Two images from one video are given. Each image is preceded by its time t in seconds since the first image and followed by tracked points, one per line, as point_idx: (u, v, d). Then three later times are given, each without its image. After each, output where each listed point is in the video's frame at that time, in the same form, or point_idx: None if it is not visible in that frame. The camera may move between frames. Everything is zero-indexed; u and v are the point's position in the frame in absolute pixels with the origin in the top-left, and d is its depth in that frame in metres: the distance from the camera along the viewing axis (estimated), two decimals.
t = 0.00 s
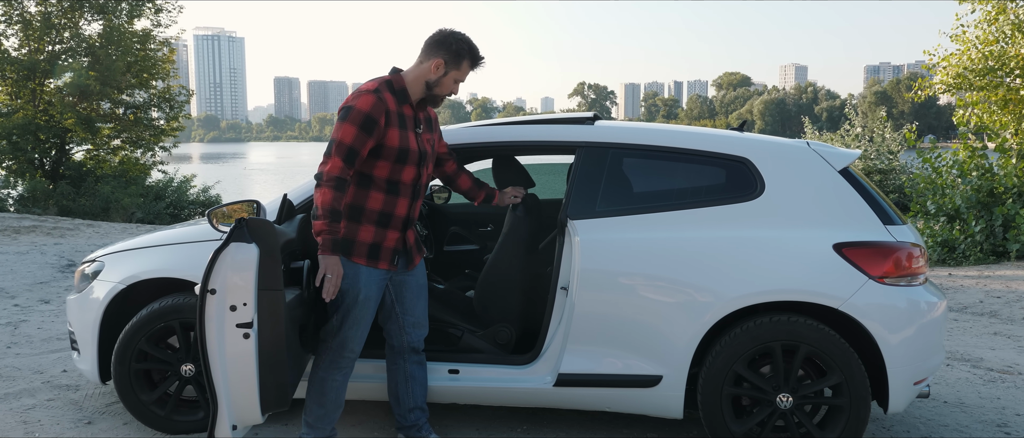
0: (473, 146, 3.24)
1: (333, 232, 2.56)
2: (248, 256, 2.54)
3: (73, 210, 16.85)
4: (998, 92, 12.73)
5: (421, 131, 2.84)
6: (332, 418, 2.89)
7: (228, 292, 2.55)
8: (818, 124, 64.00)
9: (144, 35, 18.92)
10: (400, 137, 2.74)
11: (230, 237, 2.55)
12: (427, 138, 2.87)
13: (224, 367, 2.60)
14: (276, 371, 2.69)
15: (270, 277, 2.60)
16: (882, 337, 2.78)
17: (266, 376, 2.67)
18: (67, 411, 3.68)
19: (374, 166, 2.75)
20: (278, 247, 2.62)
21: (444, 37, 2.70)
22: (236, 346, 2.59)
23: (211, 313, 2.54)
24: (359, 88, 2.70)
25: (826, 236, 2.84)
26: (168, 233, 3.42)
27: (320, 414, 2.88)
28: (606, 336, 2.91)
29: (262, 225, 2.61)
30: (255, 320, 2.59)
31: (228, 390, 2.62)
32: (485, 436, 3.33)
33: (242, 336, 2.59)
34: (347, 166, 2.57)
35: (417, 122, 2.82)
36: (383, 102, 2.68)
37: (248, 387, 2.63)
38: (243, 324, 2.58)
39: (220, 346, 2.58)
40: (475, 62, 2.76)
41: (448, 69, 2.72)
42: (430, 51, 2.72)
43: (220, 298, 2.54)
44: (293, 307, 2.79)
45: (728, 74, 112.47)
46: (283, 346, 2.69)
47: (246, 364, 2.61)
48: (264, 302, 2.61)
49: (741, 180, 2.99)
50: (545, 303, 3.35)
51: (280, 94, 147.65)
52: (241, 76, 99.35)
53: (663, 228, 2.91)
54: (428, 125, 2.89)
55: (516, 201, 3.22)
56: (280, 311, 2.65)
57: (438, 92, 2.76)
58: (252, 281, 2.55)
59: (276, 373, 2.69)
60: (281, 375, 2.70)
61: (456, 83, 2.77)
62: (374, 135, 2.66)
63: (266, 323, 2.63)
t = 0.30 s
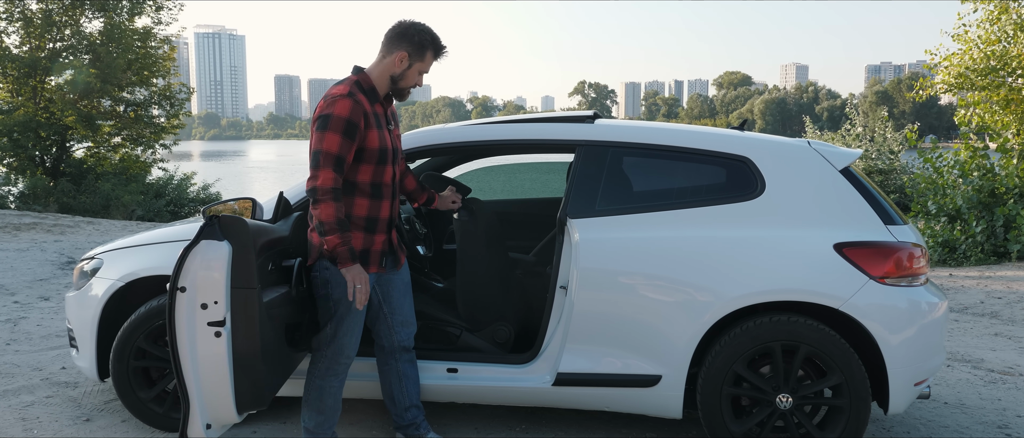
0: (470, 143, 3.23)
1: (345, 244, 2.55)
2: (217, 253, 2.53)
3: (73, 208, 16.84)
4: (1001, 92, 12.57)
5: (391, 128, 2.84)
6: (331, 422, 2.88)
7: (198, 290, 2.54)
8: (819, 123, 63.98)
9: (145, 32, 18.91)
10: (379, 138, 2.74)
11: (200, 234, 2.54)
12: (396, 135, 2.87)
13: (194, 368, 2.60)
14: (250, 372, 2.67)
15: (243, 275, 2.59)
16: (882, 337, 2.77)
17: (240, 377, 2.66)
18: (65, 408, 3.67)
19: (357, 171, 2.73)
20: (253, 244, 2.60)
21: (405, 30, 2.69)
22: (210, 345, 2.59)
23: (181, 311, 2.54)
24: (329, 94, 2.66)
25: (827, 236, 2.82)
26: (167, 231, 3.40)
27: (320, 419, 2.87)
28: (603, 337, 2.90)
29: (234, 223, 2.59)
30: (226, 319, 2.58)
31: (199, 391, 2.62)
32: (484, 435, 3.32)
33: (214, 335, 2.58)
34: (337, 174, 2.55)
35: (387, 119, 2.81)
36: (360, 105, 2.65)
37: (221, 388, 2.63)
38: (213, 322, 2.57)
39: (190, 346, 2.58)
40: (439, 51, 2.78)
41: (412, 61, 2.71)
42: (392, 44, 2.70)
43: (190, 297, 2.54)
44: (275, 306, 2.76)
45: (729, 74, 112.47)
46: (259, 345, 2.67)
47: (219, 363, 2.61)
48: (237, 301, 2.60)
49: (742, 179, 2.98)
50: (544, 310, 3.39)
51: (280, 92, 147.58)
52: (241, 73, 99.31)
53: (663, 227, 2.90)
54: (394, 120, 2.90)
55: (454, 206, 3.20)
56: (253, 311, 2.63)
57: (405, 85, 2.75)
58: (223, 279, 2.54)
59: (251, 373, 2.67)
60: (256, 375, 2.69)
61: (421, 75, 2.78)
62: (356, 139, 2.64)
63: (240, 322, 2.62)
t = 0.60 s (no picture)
0: (470, 141, 3.22)
1: (329, 243, 2.55)
2: (236, 252, 2.52)
3: (74, 207, 16.84)
4: (1001, 90, 12.74)
5: (382, 123, 2.82)
6: (332, 421, 2.88)
7: (215, 288, 2.53)
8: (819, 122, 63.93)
9: (145, 31, 18.91)
10: (365, 135, 2.72)
11: (217, 233, 2.53)
12: (387, 130, 2.84)
13: (210, 367, 2.59)
14: (264, 370, 2.69)
15: (259, 273, 2.60)
16: (883, 336, 2.77)
17: (255, 374, 2.67)
18: (66, 406, 3.67)
19: (346, 170, 2.73)
20: (267, 243, 2.61)
21: (384, 23, 2.64)
22: (225, 344, 2.58)
23: (198, 309, 2.53)
24: (313, 94, 2.65)
25: (827, 234, 2.82)
26: (167, 229, 3.41)
27: (321, 419, 2.87)
28: (605, 336, 2.90)
29: (250, 221, 2.59)
30: (243, 317, 2.58)
31: (214, 389, 2.61)
32: (484, 433, 3.32)
33: (230, 333, 2.57)
34: (322, 174, 2.54)
35: (376, 115, 2.79)
36: (342, 103, 2.63)
37: (236, 387, 2.62)
38: (230, 321, 2.56)
39: (206, 344, 2.56)
40: (421, 43, 2.72)
41: (394, 55, 2.66)
42: (371, 40, 2.66)
43: (207, 296, 2.52)
44: (284, 305, 2.79)
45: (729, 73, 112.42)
46: (271, 342, 2.69)
47: (235, 361, 2.60)
48: (253, 298, 2.60)
49: (742, 177, 2.97)
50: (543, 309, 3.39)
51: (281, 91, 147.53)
52: (242, 72, 99.27)
53: (663, 226, 2.90)
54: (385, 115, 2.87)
55: (440, 201, 3.23)
56: (267, 310, 2.64)
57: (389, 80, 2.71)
58: (241, 277, 2.54)
59: (265, 371, 2.68)
60: (269, 373, 2.70)
61: (405, 68, 2.72)
62: (341, 137, 2.62)
63: (254, 320, 2.62)
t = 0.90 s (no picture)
0: (470, 140, 3.21)
1: (293, 245, 2.57)
2: (224, 251, 2.53)
3: (75, 206, 16.85)
4: (1002, 89, 12.67)
5: (379, 120, 2.80)
6: (331, 420, 2.88)
7: (204, 287, 2.53)
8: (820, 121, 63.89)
9: (145, 31, 18.91)
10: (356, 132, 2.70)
11: (206, 232, 2.53)
12: (384, 126, 2.82)
13: (200, 367, 2.59)
14: (255, 371, 2.68)
15: (249, 272, 2.59)
16: (883, 334, 2.77)
17: (245, 375, 2.66)
18: (67, 406, 3.67)
19: (337, 168, 2.72)
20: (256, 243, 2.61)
21: (371, 17, 2.61)
22: (215, 344, 2.58)
23: (187, 309, 2.53)
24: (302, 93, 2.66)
25: (828, 233, 2.82)
26: (167, 228, 3.40)
27: (320, 418, 2.86)
28: (605, 334, 2.90)
29: (240, 221, 2.59)
30: (232, 317, 2.58)
31: (205, 390, 2.61)
32: (485, 432, 3.32)
33: (219, 333, 2.57)
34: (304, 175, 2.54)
35: (371, 112, 2.77)
36: (328, 103, 2.63)
37: (225, 387, 2.62)
38: (219, 321, 2.56)
39: (195, 344, 2.57)
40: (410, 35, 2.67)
41: (382, 48, 2.63)
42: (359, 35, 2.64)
43: (196, 296, 2.53)
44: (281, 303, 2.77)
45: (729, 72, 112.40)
46: (263, 344, 2.68)
47: (225, 362, 2.60)
48: (243, 298, 2.60)
49: (742, 176, 2.97)
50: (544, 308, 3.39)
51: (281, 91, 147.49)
52: (242, 72, 99.25)
53: (663, 225, 2.90)
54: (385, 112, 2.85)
55: (435, 198, 3.19)
56: (258, 311, 2.63)
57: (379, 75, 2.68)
58: (229, 276, 2.53)
59: (256, 371, 2.68)
60: (261, 374, 2.69)
61: (397, 62, 2.68)
62: (325, 136, 2.61)
63: (244, 320, 2.62)
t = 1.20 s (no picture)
0: (469, 139, 3.21)
1: (309, 246, 2.54)
2: (228, 250, 2.52)
3: (75, 205, 16.85)
4: (1003, 88, 12.60)
5: (371, 118, 2.78)
6: (329, 419, 2.88)
7: (208, 286, 2.52)
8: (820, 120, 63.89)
9: (145, 29, 18.93)
10: (344, 130, 2.69)
11: (210, 230, 2.53)
12: (376, 124, 2.80)
13: (204, 365, 2.59)
14: (258, 370, 2.68)
15: (253, 270, 2.59)
16: (883, 333, 2.76)
17: (248, 375, 2.66)
18: (68, 404, 3.68)
19: (329, 167, 2.72)
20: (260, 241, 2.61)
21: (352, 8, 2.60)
22: (218, 342, 2.58)
23: (191, 306, 2.53)
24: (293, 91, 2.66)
25: (827, 232, 2.82)
26: (168, 227, 3.40)
27: (317, 417, 2.86)
28: (606, 333, 2.90)
29: (243, 219, 2.59)
30: (236, 316, 2.58)
31: (208, 388, 2.61)
32: (484, 431, 3.32)
33: (223, 331, 2.57)
34: (298, 175, 2.54)
35: (363, 110, 2.75)
36: (315, 100, 2.62)
37: (228, 385, 2.62)
38: (223, 319, 2.56)
39: (199, 342, 2.57)
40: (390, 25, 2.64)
41: (362, 37, 2.61)
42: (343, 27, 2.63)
43: (200, 294, 2.52)
44: (281, 301, 2.77)
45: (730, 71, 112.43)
46: (266, 343, 2.68)
47: (229, 360, 2.60)
48: (246, 296, 2.60)
49: (742, 175, 2.97)
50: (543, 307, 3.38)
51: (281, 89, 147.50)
52: (243, 70, 99.22)
53: (662, 223, 2.90)
54: (379, 110, 2.84)
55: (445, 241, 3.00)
56: (262, 310, 2.63)
57: (365, 69, 2.66)
58: (233, 275, 2.53)
59: (259, 370, 2.68)
60: (264, 373, 2.70)
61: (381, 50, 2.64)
62: (315, 134, 2.61)
63: (248, 319, 2.62)
